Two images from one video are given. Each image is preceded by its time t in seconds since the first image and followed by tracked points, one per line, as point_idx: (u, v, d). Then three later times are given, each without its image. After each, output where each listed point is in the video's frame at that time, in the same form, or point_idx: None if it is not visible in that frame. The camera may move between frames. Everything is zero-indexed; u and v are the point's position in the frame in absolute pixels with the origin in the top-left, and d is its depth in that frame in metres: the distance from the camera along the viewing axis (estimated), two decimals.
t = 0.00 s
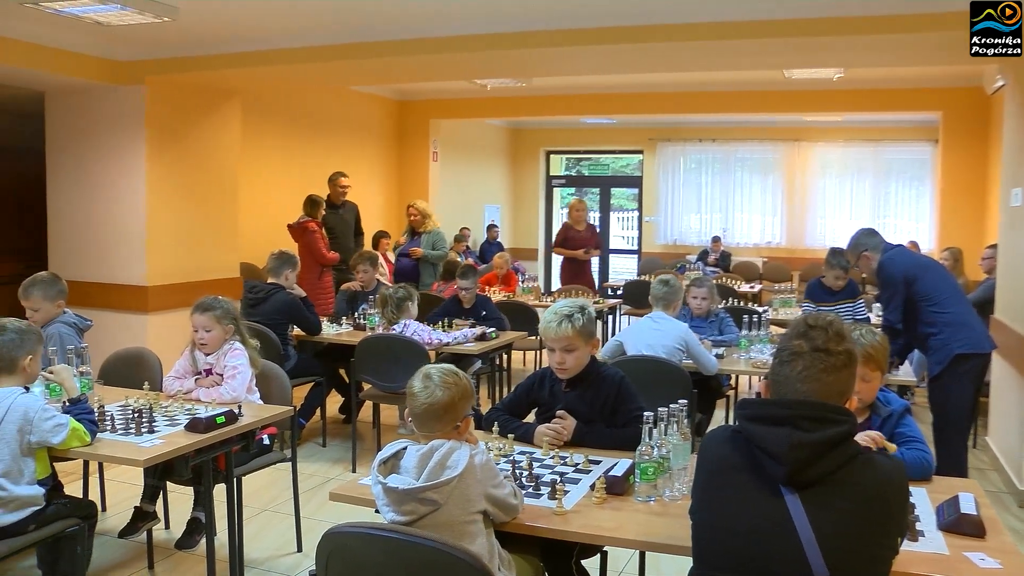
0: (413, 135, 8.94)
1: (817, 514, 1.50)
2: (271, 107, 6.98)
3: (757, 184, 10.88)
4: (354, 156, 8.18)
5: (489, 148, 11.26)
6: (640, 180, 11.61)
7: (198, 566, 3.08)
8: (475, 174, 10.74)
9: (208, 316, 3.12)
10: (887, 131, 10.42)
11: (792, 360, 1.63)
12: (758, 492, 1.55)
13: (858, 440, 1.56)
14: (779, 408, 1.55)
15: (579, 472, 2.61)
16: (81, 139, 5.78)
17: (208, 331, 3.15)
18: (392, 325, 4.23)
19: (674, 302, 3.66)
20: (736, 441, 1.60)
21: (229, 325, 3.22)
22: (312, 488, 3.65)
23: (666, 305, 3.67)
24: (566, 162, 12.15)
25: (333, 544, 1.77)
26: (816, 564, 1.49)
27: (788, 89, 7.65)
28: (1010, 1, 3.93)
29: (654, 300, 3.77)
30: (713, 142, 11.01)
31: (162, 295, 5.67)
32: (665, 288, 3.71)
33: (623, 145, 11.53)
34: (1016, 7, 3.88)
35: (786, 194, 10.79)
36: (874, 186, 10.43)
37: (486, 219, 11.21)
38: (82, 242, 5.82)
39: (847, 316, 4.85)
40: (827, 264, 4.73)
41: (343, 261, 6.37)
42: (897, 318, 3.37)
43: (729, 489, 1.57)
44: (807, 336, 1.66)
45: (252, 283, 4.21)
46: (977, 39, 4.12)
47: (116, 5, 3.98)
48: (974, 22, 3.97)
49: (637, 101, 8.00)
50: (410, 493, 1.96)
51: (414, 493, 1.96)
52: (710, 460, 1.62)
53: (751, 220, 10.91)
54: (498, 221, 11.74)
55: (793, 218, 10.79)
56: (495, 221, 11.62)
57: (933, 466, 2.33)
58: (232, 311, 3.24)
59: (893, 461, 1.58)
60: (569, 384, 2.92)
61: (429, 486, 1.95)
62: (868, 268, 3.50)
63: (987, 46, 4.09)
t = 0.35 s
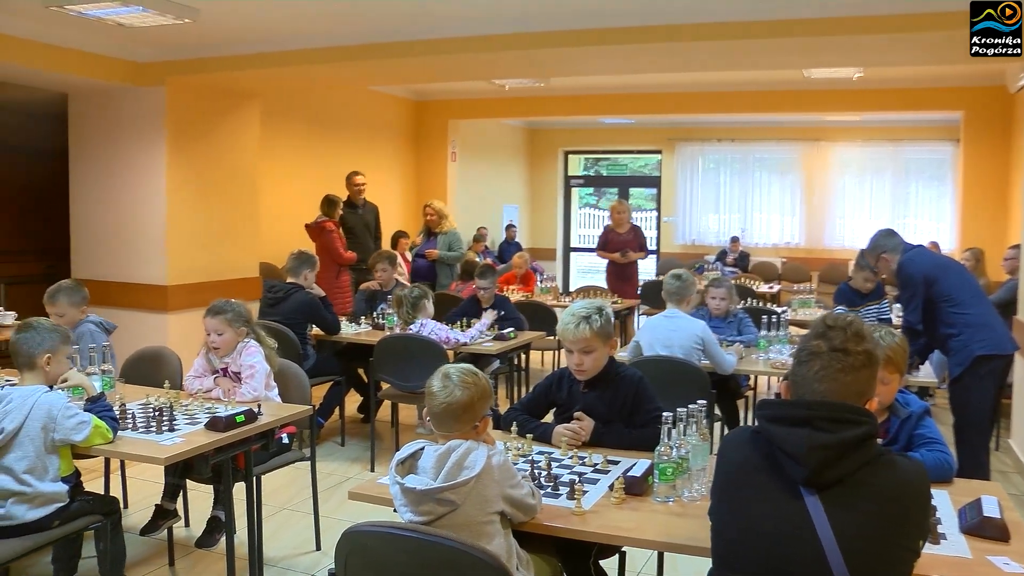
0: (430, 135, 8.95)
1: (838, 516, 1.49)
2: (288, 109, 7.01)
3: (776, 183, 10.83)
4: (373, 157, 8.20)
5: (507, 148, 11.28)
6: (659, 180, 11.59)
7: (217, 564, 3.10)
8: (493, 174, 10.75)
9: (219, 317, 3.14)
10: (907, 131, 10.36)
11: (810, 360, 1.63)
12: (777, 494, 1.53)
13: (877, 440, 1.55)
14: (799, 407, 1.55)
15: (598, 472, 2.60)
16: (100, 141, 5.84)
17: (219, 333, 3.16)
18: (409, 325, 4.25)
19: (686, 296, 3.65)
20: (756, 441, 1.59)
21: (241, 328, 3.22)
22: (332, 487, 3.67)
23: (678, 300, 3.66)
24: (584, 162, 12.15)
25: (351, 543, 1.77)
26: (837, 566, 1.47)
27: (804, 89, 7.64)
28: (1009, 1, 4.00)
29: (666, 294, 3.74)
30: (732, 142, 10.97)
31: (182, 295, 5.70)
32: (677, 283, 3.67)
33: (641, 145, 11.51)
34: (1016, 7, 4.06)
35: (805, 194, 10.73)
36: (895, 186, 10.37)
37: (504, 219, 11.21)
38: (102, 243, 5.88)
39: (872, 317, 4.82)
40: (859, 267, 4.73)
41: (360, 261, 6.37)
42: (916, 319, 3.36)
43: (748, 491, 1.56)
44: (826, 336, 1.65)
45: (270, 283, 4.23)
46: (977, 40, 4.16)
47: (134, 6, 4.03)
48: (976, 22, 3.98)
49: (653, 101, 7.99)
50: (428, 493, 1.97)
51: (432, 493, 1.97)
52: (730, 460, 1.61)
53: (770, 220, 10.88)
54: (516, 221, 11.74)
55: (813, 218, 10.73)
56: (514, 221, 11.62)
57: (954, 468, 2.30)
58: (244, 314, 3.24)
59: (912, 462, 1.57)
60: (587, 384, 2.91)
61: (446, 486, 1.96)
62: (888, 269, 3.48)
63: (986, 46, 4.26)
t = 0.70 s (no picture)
0: (444, 135, 8.97)
1: (856, 517, 1.47)
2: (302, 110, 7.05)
3: (792, 183, 10.79)
4: (388, 157, 8.22)
5: (522, 148, 11.28)
6: (674, 180, 11.57)
7: (234, 562, 3.11)
8: (509, 174, 10.75)
9: (227, 330, 3.09)
10: (924, 130, 10.30)
11: (829, 361, 1.62)
12: (795, 495, 1.52)
13: (895, 443, 1.54)
14: (816, 408, 1.54)
15: (613, 472, 2.60)
16: (117, 141, 5.88)
17: (231, 344, 3.12)
18: (423, 325, 4.25)
19: (697, 298, 3.67)
20: (773, 442, 1.58)
21: (251, 335, 3.17)
22: (347, 486, 3.68)
23: (689, 302, 3.68)
24: (599, 162, 12.14)
25: (366, 541, 1.78)
26: (854, 568, 1.46)
27: (817, 89, 7.62)
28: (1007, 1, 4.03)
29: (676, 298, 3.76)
30: (748, 141, 10.94)
31: (199, 295, 5.73)
32: (685, 285, 3.71)
33: (657, 145, 11.50)
34: (1016, 7, 4.16)
35: (822, 194, 10.69)
36: (912, 185, 10.31)
37: (519, 219, 11.22)
38: (119, 243, 5.92)
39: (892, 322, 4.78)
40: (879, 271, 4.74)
41: (376, 261, 6.38)
42: (934, 319, 3.32)
43: (765, 492, 1.55)
44: (846, 337, 1.64)
45: (286, 283, 4.25)
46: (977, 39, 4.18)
47: (154, 8, 4.06)
48: (976, 22, 4.01)
49: (666, 100, 7.99)
50: (442, 494, 1.98)
51: (447, 494, 1.97)
52: (746, 461, 1.60)
53: (785, 220, 10.84)
54: (532, 221, 11.75)
55: (829, 218, 10.68)
56: (529, 221, 11.63)
57: (971, 469, 2.26)
58: (253, 319, 3.17)
59: (931, 465, 1.55)
60: (603, 385, 2.91)
61: (461, 486, 1.96)
62: (904, 270, 3.44)
63: (987, 46, 4.32)
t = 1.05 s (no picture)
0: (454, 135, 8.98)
1: (869, 519, 1.47)
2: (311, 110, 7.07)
3: (803, 183, 10.76)
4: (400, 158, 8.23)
5: (533, 148, 11.28)
6: (685, 180, 11.55)
7: (245, 561, 3.13)
8: (520, 174, 10.75)
9: (236, 338, 3.09)
10: (936, 130, 10.26)
11: (841, 361, 1.61)
12: (807, 497, 1.52)
13: (909, 444, 1.53)
14: (827, 409, 1.53)
15: (624, 473, 2.59)
16: (129, 141, 5.91)
17: (242, 349, 3.12)
18: (434, 325, 4.26)
19: (706, 307, 3.70)
20: (785, 443, 1.58)
21: (261, 339, 3.17)
22: (357, 486, 3.69)
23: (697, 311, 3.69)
24: (610, 162, 12.13)
25: (381, 541, 1.78)
26: (866, 570, 1.45)
27: (825, 88, 7.59)
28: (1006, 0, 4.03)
29: (684, 308, 3.78)
30: (759, 141, 10.92)
31: (211, 295, 5.75)
32: (694, 295, 3.71)
33: (668, 145, 11.50)
34: (1016, 7, 4.17)
35: (833, 193, 10.66)
36: (924, 185, 10.26)
37: (531, 219, 11.22)
38: (131, 242, 5.95)
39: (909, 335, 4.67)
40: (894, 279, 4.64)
41: (387, 261, 6.40)
42: (947, 321, 3.33)
43: (777, 493, 1.54)
44: (857, 337, 1.63)
45: (298, 282, 4.27)
46: (977, 39, 4.17)
47: (166, 9, 4.08)
48: (976, 22, 4.01)
49: (675, 100, 7.99)
50: (454, 494, 1.98)
51: (459, 494, 1.97)
52: (758, 463, 1.60)
53: (797, 220, 10.81)
54: (543, 221, 11.75)
55: (841, 218, 10.65)
56: (540, 221, 11.63)
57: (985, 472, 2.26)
58: (261, 322, 3.16)
59: (946, 467, 1.54)
60: (615, 385, 2.91)
61: (473, 486, 1.97)
62: (919, 271, 3.47)
63: (988, 46, 4.31)
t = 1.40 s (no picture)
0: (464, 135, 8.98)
1: (880, 521, 1.45)
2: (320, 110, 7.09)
3: (813, 183, 10.74)
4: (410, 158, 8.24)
5: (543, 148, 11.28)
6: (695, 180, 11.53)
7: (254, 561, 3.13)
8: (530, 174, 10.75)
9: (251, 340, 3.10)
10: (947, 130, 10.23)
11: (850, 361, 1.61)
12: (817, 498, 1.51)
13: (919, 446, 1.52)
14: (837, 410, 1.53)
15: (634, 473, 2.59)
16: (139, 142, 5.94)
17: (256, 352, 3.14)
18: (444, 326, 4.27)
19: (716, 305, 3.67)
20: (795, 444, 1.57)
21: (275, 340, 3.18)
22: (367, 486, 3.69)
23: (707, 310, 3.68)
24: (620, 162, 12.11)
25: (389, 541, 1.78)
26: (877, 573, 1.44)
27: (832, 88, 7.58)
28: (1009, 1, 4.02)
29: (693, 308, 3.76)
30: (770, 141, 10.90)
31: (222, 295, 5.76)
32: (704, 296, 3.69)
33: (678, 145, 11.48)
34: (1015, 7, 4.16)
35: (844, 194, 10.63)
36: (935, 186, 10.23)
37: (540, 219, 11.22)
38: (140, 242, 5.98)
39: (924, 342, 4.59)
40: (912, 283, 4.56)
41: (395, 261, 6.41)
42: (959, 321, 3.35)
43: (788, 495, 1.53)
44: (866, 337, 1.63)
45: (308, 283, 4.29)
46: (977, 40, 4.15)
47: (176, 9, 4.10)
48: (977, 22, 4.01)
49: (682, 100, 7.99)
50: (465, 494, 1.98)
51: (469, 494, 1.98)
52: (767, 464, 1.59)
53: (807, 221, 10.79)
54: (552, 222, 11.74)
55: (851, 219, 10.63)
56: (550, 221, 11.63)
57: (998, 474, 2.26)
58: (274, 323, 3.18)
59: (957, 470, 1.53)
60: (626, 386, 2.91)
61: (484, 486, 1.97)
62: (932, 271, 3.48)
63: (987, 46, 4.31)
